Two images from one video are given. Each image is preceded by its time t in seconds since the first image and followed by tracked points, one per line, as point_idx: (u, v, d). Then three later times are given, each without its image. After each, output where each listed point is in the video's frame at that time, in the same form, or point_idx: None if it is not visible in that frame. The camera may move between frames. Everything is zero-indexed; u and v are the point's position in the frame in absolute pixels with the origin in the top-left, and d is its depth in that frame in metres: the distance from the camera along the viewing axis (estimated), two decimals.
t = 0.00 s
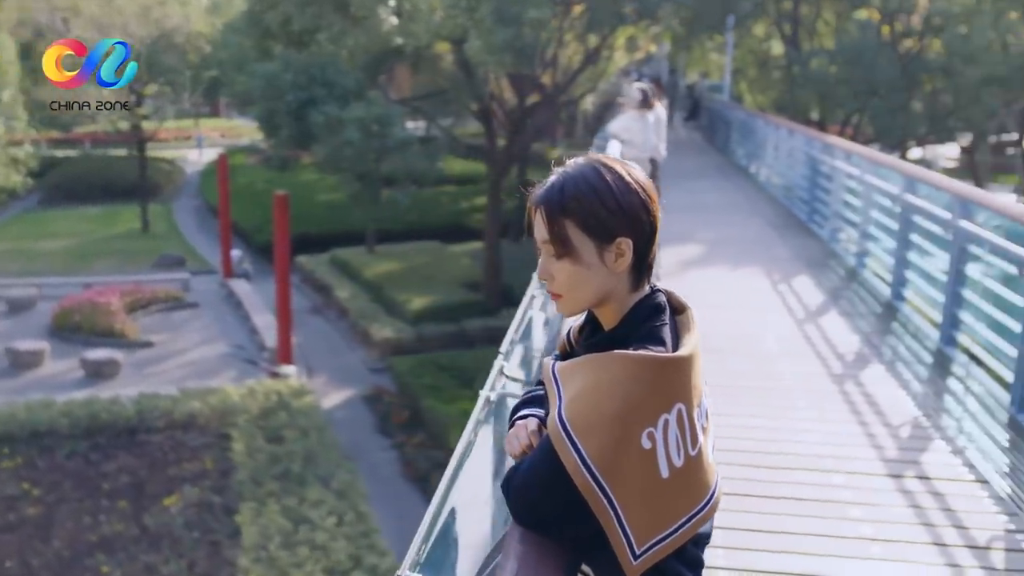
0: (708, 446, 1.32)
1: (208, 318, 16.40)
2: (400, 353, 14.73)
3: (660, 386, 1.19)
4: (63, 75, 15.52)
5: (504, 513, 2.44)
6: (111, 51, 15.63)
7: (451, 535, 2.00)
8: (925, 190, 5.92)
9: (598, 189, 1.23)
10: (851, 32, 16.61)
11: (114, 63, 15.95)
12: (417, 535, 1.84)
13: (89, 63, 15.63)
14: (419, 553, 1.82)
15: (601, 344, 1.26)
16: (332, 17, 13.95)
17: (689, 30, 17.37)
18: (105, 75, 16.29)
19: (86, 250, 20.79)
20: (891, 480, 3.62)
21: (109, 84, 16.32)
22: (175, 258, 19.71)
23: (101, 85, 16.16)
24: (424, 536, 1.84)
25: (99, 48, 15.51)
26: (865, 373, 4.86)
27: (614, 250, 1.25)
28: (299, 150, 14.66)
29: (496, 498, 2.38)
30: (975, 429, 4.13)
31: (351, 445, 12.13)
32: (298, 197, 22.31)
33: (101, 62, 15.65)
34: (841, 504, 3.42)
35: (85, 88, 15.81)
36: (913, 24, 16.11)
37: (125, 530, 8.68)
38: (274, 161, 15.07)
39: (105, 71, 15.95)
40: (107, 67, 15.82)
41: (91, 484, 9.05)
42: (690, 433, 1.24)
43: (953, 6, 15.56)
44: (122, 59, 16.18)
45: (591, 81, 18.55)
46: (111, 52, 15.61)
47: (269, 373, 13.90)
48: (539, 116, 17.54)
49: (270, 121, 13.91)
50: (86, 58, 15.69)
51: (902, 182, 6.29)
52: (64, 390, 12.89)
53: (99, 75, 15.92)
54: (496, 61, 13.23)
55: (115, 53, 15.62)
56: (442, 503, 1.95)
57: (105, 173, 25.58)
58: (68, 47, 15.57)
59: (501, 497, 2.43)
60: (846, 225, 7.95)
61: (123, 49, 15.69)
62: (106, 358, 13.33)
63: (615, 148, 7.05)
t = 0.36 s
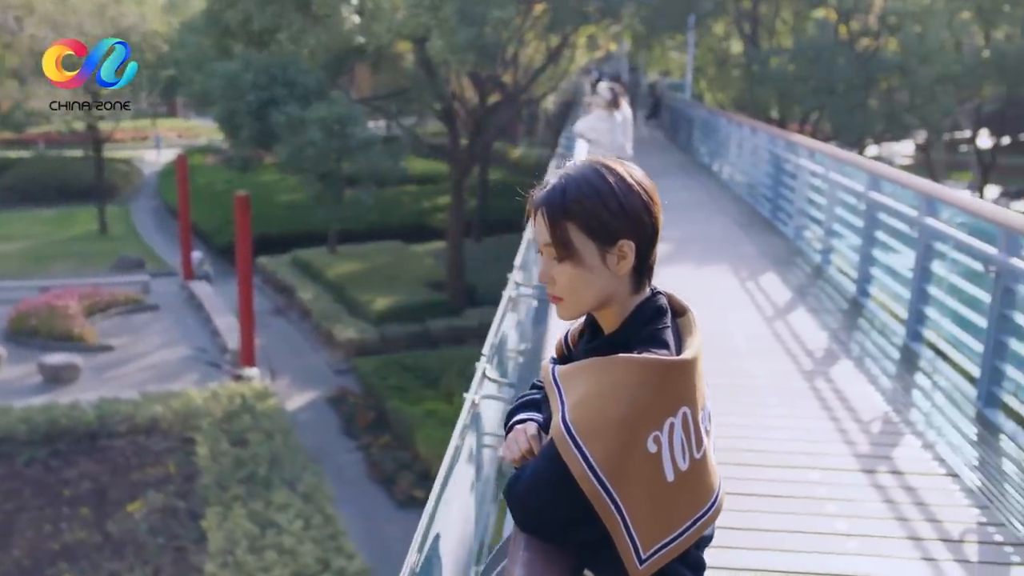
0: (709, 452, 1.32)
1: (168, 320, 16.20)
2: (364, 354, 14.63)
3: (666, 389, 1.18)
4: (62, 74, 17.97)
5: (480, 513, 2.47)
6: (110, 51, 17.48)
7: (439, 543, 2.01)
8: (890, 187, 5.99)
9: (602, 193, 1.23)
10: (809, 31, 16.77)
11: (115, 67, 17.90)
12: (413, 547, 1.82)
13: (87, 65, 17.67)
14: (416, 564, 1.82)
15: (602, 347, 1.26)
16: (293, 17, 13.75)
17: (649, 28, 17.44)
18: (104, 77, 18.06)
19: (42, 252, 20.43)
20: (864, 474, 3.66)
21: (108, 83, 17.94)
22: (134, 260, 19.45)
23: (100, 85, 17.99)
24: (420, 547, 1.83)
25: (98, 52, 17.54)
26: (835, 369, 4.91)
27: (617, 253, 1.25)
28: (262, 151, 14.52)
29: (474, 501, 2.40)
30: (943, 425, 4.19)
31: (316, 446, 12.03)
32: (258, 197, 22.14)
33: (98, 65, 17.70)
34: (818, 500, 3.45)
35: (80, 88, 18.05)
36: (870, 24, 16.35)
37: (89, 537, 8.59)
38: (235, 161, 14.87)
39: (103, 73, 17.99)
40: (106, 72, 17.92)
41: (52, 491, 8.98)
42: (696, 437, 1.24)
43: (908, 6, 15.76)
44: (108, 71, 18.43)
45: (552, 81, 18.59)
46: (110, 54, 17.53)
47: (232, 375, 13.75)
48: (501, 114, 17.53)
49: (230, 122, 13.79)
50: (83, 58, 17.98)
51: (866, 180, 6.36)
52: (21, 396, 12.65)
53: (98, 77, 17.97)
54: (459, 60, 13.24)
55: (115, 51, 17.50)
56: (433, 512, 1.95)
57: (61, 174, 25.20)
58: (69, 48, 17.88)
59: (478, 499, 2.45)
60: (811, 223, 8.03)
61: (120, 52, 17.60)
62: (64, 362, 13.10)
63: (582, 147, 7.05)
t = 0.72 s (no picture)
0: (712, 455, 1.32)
1: (129, 323, 15.97)
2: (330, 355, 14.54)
3: (672, 393, 1.18)
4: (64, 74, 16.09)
5: (462, 516, 2.48)
6: (107, 49, 15.20)
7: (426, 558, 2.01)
8: (855, 185, 6.05)
9: (606, 197, 1.23)
10: (770, 30, 16.92)
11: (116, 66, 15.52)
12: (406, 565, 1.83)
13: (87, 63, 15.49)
14: None
15: (604, 351, 1.25)
16: (254, 15, 13.64)
17: (613, 26, 17.48)
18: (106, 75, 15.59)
19: None
20: (839, 470, 3.69)
21: (112, 83, 15.50)
22: (92, 262, 19.15)
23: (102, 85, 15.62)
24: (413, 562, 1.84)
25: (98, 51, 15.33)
26: (806, 366, 4.96)
27: (620, 257, 1.25)
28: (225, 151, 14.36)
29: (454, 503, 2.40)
30: (913, 420, 4.25)
31: (282, 449, 11.94)
32: (220, 198, 21.92)
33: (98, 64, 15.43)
34: (795, 497, 3.47)
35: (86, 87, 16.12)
36: (830, 23, 16.45)
37: (50, 545, 8.33)
38: (198, 162, 14.67)
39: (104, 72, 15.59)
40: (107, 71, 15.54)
41: (12, 499, 8.82)
42: (701, 440, 1.24)
43: (866, 5, 15.95)
44: (116, 55, 15.55)
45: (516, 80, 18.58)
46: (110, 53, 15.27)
47: (195, 379, 13.59)
48: (465, 114, 17.50)
49: (192, 123, 13.58)
50: (81, 57, 15.61)
51: (831, 178, 6.41)
52: None
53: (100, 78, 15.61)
54: (422, 60, 13.27)
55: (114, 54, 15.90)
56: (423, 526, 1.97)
57: (17, 175, 24.76)
58: (67, 45, 15.82)
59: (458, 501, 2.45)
60: (776, 220, 8.11)
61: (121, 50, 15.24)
62: (22, 368, 12.88)
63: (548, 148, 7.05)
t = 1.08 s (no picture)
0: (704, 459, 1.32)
1: (82, 327, 15.69)
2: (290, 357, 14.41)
3: (670, 396, 1.18)
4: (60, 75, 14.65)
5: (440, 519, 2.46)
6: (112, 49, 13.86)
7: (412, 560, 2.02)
8: (815, 183, 6.11)
9: (599, 199, 1.25)
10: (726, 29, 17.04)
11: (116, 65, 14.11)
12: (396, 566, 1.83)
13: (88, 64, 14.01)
14: None
15: (599, 355, 1.26)
16: (208, 13, 13.34)
17: (570, 25, 17.51)
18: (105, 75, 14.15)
19: None
20: (807, 466, 3.73)
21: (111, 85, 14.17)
22: (44, 265, 18.77)
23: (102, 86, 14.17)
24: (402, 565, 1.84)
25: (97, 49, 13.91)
26: (771, 363, 5.00)
27: (613, 260, 1.27)
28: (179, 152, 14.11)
29: (429, 506, 2.35)
30: (878, 415, 4.31)
31: (242, 452, 11.81)
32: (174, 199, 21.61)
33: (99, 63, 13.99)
34: (765, 493, 3.50)
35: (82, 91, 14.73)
36: (783, 22, 16.66)
37: (5, 556, 8.18)
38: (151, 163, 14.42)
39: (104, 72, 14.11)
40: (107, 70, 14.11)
41: None
42: (697, 443, 1.24)
43: (819, 5, 16.14)
44: (123, 55, 14.06)
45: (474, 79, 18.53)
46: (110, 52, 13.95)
47: (152, 382, 13.39)
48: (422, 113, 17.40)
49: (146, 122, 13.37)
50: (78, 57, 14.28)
51: (791, 175, 6.48)
52: None
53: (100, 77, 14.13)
54: (380, 59, 13.19)
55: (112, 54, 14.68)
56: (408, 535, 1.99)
57: None
58: (66, 45, 14.34)
59: (434, 503, 2.43)
60: (736, 217, 8.17)
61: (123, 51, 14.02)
62: None
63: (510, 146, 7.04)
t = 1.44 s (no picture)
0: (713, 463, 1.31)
1: (47, 332, 15.47)
2: (260, 359, 14.29)
3: (680, 399, 1.18)
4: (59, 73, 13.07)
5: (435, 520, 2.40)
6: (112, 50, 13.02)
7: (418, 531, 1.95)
8: (788, 180, 6.14)
9: (603, 200, 1.24)
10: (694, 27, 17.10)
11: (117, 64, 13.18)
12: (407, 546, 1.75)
13: (87, 62, 13.13)
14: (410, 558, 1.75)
15: (606, 359, 1.27)
16: (174, 13, 13.33)
17: (538, 24, 17.52)
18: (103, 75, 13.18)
19: None
20: (788, 462, 3.75)
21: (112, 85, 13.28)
22: (7, 269, 18.48)
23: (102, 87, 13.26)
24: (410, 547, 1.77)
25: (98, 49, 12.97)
26: (748, 360, 5.02)
27: (619, 261, 1.27)
28: (145, 153, 13.96)
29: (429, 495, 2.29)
30: (856, 410, 4.34)
31: (214, 456, 11.71)
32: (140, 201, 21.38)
33: (100, 62, 13.15)
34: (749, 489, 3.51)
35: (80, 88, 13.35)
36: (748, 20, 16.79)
37: None
38: (117, 165, 14.24)
39: (104, 72, 13.16)
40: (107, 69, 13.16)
41: None
42: (708, 445, 1.24)
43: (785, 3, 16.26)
44: (127, 53, 13.07)
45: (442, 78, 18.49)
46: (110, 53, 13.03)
47: (121, 386, 13.23)
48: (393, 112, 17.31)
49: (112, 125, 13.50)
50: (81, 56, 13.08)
51: (764, 173, 6.50)
52: None
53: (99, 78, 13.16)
54: (349, 58, 13.13)
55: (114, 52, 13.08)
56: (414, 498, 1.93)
57: None
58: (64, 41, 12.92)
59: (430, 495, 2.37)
60: (709, 215, 8.22)
61: (124, 49, 13.12)
62: None
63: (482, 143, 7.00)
